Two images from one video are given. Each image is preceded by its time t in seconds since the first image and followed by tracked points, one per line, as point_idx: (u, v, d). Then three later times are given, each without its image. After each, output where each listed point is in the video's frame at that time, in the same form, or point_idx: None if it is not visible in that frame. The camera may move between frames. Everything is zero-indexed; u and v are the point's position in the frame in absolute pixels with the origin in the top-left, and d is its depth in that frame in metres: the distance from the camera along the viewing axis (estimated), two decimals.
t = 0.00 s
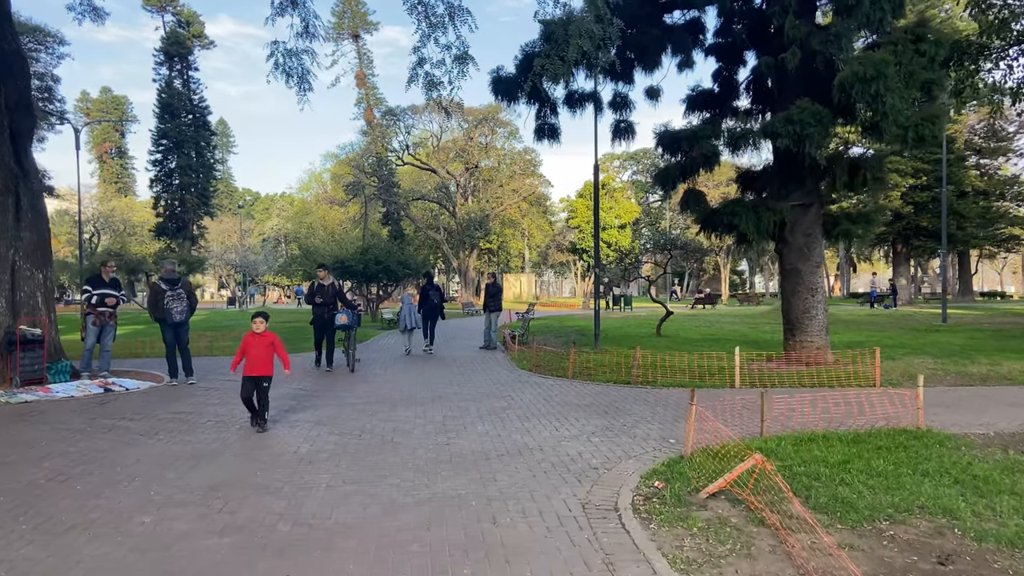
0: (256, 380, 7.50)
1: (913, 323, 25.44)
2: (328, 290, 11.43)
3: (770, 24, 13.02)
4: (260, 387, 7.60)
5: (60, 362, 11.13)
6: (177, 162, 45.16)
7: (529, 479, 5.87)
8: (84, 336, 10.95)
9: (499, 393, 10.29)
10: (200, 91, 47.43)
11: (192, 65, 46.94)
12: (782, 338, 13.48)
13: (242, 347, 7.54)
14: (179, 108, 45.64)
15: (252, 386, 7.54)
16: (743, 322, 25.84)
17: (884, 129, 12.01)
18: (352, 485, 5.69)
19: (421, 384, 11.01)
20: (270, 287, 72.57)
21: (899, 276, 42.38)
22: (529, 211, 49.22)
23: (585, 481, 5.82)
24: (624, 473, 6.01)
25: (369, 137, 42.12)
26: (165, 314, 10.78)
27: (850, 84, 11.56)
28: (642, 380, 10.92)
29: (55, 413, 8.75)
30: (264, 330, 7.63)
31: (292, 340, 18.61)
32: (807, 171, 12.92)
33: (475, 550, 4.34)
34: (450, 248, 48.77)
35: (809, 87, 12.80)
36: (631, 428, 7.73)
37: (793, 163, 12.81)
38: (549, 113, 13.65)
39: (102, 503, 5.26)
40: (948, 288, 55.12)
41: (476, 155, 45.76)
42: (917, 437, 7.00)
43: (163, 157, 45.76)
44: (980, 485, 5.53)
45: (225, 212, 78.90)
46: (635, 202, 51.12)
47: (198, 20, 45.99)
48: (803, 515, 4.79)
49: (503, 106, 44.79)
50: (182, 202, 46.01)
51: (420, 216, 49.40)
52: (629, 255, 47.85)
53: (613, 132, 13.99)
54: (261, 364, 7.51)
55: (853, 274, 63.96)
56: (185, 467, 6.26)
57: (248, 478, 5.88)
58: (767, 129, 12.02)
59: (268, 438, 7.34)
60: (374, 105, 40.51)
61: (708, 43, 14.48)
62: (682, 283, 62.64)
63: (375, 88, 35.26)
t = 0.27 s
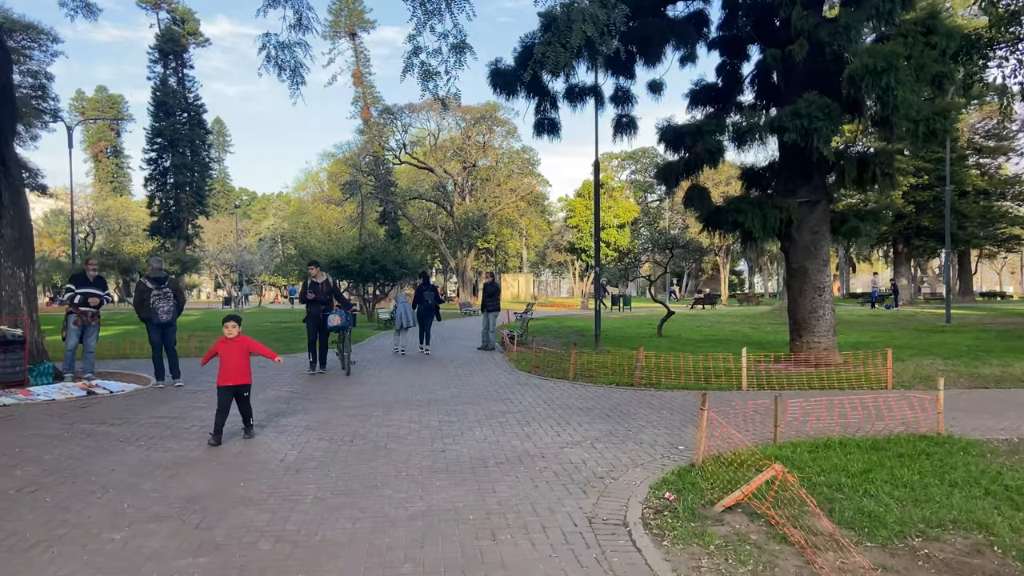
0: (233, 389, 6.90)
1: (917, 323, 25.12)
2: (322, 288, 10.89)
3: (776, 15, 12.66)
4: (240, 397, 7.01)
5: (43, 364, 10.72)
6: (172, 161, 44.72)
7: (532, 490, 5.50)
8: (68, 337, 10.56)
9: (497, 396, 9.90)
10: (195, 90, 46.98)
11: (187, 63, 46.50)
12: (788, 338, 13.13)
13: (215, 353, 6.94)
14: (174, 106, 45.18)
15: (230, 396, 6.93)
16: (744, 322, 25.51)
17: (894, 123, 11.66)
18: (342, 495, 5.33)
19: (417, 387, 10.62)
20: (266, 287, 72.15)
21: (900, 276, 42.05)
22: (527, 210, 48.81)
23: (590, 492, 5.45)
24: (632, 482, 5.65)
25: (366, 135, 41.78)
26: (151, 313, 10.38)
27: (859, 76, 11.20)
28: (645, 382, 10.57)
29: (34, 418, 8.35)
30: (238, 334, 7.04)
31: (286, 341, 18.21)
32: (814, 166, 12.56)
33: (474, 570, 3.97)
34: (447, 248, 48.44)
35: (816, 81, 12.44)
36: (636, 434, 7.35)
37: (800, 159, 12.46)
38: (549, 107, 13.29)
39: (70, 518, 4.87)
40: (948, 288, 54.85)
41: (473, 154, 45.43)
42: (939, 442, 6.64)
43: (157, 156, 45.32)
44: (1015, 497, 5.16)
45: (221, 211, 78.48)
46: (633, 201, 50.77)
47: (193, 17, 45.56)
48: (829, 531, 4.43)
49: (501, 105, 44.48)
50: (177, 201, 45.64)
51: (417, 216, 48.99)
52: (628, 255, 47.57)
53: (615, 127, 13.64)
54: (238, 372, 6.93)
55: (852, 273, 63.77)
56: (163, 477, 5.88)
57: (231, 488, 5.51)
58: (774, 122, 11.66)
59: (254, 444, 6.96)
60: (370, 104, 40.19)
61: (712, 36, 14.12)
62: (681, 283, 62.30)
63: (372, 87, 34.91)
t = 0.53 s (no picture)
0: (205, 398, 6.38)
1: (920, 325, 24.79)
2: (314, 291, 10.39)
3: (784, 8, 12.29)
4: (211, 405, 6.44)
5: (26, 368, 10.32)
6: (167, 160, 44.32)
7: (537, 506, 5.13)
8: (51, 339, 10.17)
9: (497, 400, 9.52)
10: (191, 88, 46.56)
11: (183, 61, 46.09)
12: (796, 341, 12.77)
13: (187, 355, 6.33)
14: (169, 105, 44.75)
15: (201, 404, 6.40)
16: (746, 323, 25.18)
17: (906, 119, 11.30)
18: (332, 512, 4.95)
19: (415, 391, 10.24)
20: (263, 287, 71.73)
21: (901, 276, 41.74)
22: (525, 210, 48.44)
23: (600, 508, 5.07)
24: (643, 498, 5.29)
25: (364, 135, 41.36)
26: (138, 315, 10.02)
27: (871, 71, 10.85)
28: (650, 387, 10.21)
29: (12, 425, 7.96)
30: (212, 337, 6.51)
31: (281, 343, 17.83)
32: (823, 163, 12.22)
33: None
34: (446, 248, 47.98)
35: (825, 76, 12.08)
36: (644, 443, 6.98)
37: (808, 157, 12.10)
38: (550, 103, 12.95)
39: (38, 539, 4.50)
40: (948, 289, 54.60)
41: (472, 154, 44.93)
42: (966, 453, 6.28)
43: (153, 155, 44.91)
44: None
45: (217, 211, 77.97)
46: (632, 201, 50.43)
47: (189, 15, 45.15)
48: (863, 555, 4.07)
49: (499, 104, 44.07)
50: (172, 201, 45.20)
51: (415, 216, 48.61)
52: (627, 254, 47.11)
53: (618, 124, 13.27)
54: (215, 376, 6.38)
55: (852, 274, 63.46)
56: (140, 490, 5.50)
57: (214, 504, 5.14)
58: (782, 118, 11.32)
59: (242, 455, 6.58)
60: (368, 103, 39.75)
61: (717, 30, 13.74)
62: (680, 283, 61.99)
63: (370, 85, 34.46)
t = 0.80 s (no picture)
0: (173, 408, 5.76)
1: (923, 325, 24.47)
2: (304, 290, 9.97)
3: None
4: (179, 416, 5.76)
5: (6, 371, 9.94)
6: (162, 159, 43.90)
7: (538, 521, 4.77)
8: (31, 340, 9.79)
9: (495, 404, 9.16)
10: (186, 87, 46.15)
11: (178, 59, 45.68)
12: (802, 342, 12.43)
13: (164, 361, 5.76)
14: (164, 103, 44.32)
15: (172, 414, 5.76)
16: (747, 323, 24.86)
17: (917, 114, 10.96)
18: (317, 529, 4.58)
19: (409, 394, 9.87)
20: (259, 288, 71.30)
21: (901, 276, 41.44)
22: (523, 210, 48.06)
23: (606, 523, 4.71)
24: (653, 512, 4.93)
25: (361, 134, 41.04)
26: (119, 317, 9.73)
27: (882, 63, 10.50)
28: (653, 390, 9.85)
29: None
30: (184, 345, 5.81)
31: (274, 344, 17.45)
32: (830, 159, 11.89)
33: None
34: (443, 247, 47.64)
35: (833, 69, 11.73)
36: (650, 451, 6.63)
37: (816, 152, 11.76)
38: (549, 98, 12.60)
39: None
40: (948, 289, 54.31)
41: (469, 153, 44.55)
42: (992, 461, 5.93)
43: (147, 154, 44.49)
44: None
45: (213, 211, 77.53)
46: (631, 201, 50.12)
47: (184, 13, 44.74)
48: None
49: (497, 103, 43.78)
50: (167, 200, 44.81)
51: (412, 215, 48.25)
52: (626, 254, 46.84)
53: (620, 119, 12.92)
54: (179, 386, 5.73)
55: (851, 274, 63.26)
56: (112, 505, 5.11)
57: (189, 520, 4.77)
58: (789, 112, 10.97)
59: (224, 465, 6.20)
60: (365, 102, 39.44)
61: (720, 23, 13.39)
62: (678, 283, 61.68)
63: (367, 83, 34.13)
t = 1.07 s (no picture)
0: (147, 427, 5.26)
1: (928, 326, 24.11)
2: (293, 293, 9.56)
3: None
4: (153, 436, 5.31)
5: None
6: (157, 158, 43.45)
7: (543, 547, 4.36)
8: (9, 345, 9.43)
9: (494, 411, 8.79)
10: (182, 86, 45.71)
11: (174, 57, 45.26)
12: (810, 346, 12.07)
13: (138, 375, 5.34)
14: (159, 102, 43.86)
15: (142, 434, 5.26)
16: (748, 325, 24.51)
17: (929, 110, 10.60)
18: (302, 555, 4.21)
19: (405, 401, 9.50)
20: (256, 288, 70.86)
21: (902, 277, 41.22)
22: (522, 210, 47.69)
23: (615, 549, 4.32)
24: (666, 535, 4.55)
25: (358, 134, 40.64)
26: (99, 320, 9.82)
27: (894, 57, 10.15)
28: (656, 395, 9.49)
29: None
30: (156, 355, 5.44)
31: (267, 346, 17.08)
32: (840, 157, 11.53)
33: None
34: (441, 248, 47.21)
35: (842, 65, 11.37)
36: (658, 464, 6.27)
37: (824, 150, 11.42)
38: (550, 94, 12.23)
39: None
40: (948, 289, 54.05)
41: (467, 152, 44.21)
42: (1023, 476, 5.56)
43: (142, 153, 44.04)
44: None
45: (210, 211, 77.05)
46: (630, 200, 49.92)
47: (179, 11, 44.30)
48: None
49: (495, 102, 43.42)
50: (162, 199, 44.37)
51: (410, 215, 47.88)
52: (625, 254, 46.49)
53: (622, 116, 12.55)
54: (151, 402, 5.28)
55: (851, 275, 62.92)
56: (80, 526, 4.75)
57: (163, 545, 4.39)
58: (798, 108, 10.62)
59: (205, 479, 5.83)
60: (362, 101, 39.06)
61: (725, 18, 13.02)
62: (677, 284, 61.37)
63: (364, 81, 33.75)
